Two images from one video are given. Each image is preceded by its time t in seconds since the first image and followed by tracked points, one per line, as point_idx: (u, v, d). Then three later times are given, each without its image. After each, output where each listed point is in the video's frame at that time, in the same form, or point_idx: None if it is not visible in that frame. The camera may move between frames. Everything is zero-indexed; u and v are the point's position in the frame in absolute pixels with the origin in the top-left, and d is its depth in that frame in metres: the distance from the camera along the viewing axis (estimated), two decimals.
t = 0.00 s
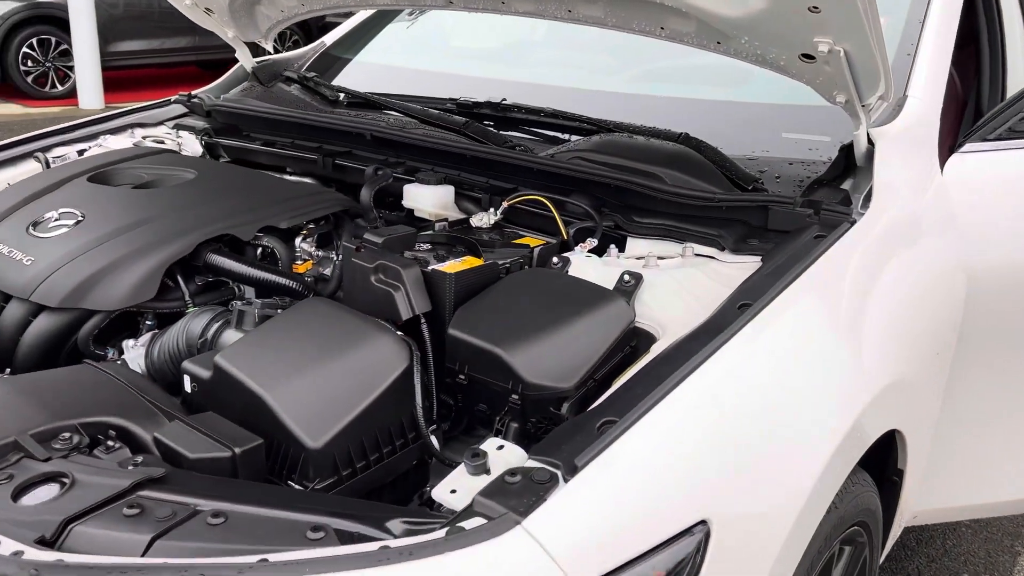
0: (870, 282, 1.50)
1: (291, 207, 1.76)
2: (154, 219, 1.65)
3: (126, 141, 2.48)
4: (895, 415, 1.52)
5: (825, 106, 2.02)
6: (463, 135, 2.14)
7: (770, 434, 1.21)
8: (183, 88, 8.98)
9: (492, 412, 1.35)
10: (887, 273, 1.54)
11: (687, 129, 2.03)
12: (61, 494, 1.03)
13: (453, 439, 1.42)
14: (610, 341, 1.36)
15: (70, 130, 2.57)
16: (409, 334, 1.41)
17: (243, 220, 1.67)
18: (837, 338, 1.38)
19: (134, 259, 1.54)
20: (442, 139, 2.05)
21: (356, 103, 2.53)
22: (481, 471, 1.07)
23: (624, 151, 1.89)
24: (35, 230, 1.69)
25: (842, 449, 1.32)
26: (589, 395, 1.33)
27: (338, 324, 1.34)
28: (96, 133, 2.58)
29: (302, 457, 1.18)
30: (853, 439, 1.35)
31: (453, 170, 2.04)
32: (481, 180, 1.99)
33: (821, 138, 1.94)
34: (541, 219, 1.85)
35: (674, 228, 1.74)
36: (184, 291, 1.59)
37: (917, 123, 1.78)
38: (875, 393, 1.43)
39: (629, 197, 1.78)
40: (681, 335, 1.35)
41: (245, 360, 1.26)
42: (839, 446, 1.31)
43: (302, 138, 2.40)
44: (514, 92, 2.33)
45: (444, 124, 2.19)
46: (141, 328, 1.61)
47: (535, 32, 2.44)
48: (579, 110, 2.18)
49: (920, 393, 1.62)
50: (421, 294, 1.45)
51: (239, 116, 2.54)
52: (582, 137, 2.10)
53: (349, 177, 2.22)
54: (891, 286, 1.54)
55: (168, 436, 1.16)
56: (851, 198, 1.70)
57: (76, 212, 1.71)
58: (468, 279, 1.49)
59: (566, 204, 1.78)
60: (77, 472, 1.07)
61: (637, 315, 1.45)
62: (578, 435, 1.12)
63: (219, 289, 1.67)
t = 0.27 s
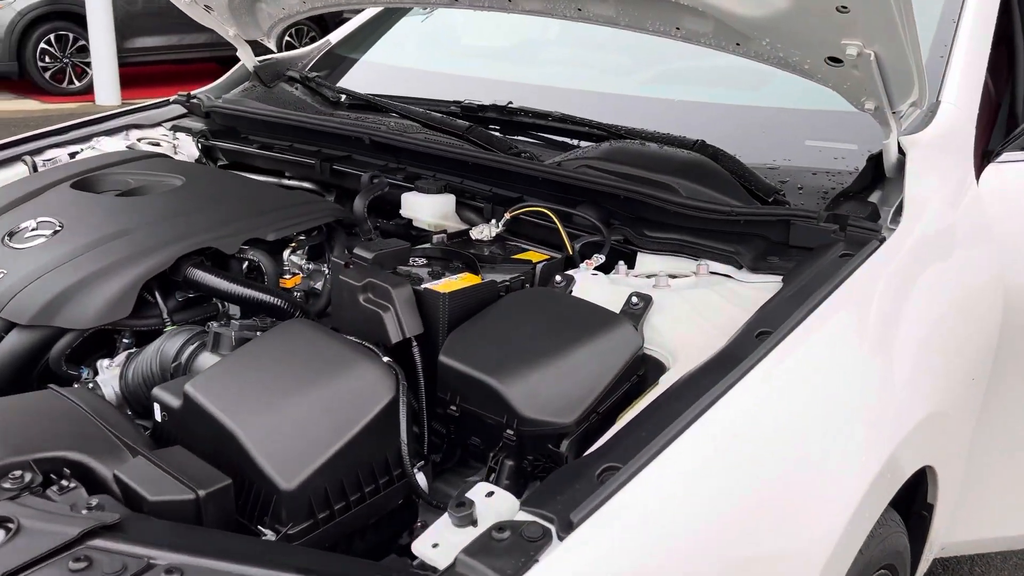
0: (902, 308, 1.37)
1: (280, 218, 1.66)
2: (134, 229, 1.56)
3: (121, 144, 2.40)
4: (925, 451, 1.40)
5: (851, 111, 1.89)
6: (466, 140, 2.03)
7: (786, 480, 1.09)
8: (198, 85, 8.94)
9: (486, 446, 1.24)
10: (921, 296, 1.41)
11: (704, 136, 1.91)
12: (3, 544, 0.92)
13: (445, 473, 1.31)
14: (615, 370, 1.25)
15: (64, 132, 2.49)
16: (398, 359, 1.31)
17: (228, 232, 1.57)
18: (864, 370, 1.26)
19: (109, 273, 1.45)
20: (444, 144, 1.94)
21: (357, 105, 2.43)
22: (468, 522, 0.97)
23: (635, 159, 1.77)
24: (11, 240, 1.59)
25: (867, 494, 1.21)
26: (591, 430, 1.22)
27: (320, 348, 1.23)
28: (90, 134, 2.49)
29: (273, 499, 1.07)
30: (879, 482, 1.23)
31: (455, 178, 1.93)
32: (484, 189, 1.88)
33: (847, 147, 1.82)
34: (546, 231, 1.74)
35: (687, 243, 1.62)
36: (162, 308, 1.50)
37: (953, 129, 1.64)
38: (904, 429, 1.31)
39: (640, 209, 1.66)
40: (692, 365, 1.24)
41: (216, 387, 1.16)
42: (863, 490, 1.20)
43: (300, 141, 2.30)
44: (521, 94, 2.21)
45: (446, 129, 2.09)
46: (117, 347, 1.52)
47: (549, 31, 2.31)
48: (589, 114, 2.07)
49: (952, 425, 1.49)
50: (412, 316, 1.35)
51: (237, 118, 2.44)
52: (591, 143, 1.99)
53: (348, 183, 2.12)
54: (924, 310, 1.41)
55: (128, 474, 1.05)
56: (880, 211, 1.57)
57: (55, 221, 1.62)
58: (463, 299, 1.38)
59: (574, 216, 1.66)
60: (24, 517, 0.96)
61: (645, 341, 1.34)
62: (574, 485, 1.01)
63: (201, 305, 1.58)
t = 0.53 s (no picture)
0: (945, 343, 1.24)
1: (271, 236, 1.57)
2: (116, 245, 1.46)
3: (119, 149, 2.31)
4: (965, 502, 1.27)
5: (887, 121, 1.76)
6: (474, 149, 1.92)
7: (813, 547, 0.98)
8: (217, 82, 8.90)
9: (482, 495, 1.13)
10: (965, 331, 1.29)
11: (727, 147, 1.79)
12: None
13: (440, 517, 1.20)
14: (626, 413, 1.13)
15: (62, 136, 2.41)
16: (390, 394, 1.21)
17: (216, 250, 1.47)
18: (901, 415, 1.13)
19: (86, 294, 1.35)
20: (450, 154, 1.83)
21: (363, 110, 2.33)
22: None
23: (653, 173, 1.65)
24: None
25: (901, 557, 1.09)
26: (597, 480, 1.11)
27: (302, 385, 1.13)
28: (89, 139, 2.41)
29: (243, 557, 0.97)
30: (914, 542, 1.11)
31: (461, 190, 1.82)
32: (491, 202, 1.77)
33: (883, 160, 1.68)
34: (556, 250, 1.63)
35: (707, 266, 1.50)
36: (142, 331, 1.41)
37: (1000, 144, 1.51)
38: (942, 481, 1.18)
39: (657, 228, 1.54)
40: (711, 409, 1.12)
41: (186, 430, 1.05)
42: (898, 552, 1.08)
43: (303, 148, 2.20)
44: (533, 100, 2.10)
45: (454, 137, 1.98)
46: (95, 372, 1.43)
47: (570, 33, 2.17)
48: (605, 122, 1.95)
49: (993, 471, 1.36)
50: (405, 346, 1.24)
51: (239, 123, 2.35)
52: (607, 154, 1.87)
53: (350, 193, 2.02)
54: (967, 346, 1.28)
55: (85, 529, 0.95)
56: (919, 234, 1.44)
57: (36, 234, 1.51)
58: (461, 328, 1.27)
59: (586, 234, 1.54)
60: None
61: (659, 378, 1.22)
62: (574, 556, 0.90)
63: (185, 328, 1.48)
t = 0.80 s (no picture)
0: (984, 357, 1.16)
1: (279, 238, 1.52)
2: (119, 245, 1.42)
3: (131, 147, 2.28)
4: (1002, 525, 1.19)
5: (920, 120, 1.68)
6: (490, 148, 1.86)
7: None
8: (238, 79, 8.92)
9: (490, 513, 1.08)
10: (1005, 342, 1.21)
11: (753, 147, 1.71)
12: None
13: (447, 533, 1.14)
14: (643, 428, 1.07)
15: (74, 132, 2.38)
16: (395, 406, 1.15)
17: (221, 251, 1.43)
18: (937, 434, 1.06)
19: (86, 297, 1.31)
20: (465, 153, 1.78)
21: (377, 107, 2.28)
22: None
23: (674, 173, 1.59)
24: None
25: None
26: (613, 500, 1.05)
27: (303, 395, 1.08)
28: (101, 135, 2.38)
29: None
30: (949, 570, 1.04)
31: (476, 190, 1.76)
32: (506, 203, 1.71)
33: (917, 162, 1.61)
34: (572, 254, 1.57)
35: (731, 272, 1.43)
36: (143, 335, 1.36)
37: None
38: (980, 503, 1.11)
39: (678, 232, 1.48)
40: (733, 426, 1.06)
41: (180, 442, 1.00)
42: None
43: (315, 145, 2.16)
44: (552, 97, 2.04)
45: (470, 135, 1.92)
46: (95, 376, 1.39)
47: (591, 28, 2.11)
48: (625, 121, 1.89)
49: None
50: (413, 355, 1.18)
51: (252, 120, 2.31)
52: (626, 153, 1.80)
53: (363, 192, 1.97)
54: (1006, 359, 1.21)
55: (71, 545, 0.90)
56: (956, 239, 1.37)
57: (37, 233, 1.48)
58: (471, 336, 1.21)
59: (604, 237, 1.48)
60: None
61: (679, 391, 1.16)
62: None
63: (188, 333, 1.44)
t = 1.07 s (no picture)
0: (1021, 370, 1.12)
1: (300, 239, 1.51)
2: (140, 246, 1.41)
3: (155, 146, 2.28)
4: None
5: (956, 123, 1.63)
6: (514, 149, 1.84)
7: None
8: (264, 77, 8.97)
9: (509, 525, 1.05)
10: None
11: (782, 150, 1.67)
12: None
13: (465, 544, 1.11)
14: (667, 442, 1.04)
15: (100, 131, 2.39)
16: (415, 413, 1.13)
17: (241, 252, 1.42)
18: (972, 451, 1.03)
19: (106, 297, 1.30)
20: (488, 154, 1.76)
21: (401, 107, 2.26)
22: None
23: (701, 177, 1.55)
24: (12, 253, 1.45)
25: None
26: (635, 515, 1.02)
27: (320, 402, 1.06)
28: (126, 134, 2.38)
29: None
30: None
31: (498, 192, 1.74)
32: (530, 206, 1.68)
33: (952, 167, 1.57)
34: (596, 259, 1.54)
35: (759, 278, 1.40)
36: (162, 337, 1.35)
37: None
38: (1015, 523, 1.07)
39: (705, 237, 1.44)
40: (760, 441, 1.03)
41: (196, 449, 0.99)
42: None
43: (338, 145, 2.14)
44: (577, 97, 2.01)
45: (493, 136, 1.90)
46: (116, 377, 1.39)
47: (617, 27, 2.08)
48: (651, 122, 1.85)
49: None
50: (432, 362, 1.16)
51: (275, 119, 2.30)
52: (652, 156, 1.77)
53: (385, 193, 1.96)
54: None
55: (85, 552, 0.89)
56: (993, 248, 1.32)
57: (60, 233, 1.48)
58: (491, 343, 1.19)
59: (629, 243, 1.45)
60: None
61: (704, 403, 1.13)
62: None
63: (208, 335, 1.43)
